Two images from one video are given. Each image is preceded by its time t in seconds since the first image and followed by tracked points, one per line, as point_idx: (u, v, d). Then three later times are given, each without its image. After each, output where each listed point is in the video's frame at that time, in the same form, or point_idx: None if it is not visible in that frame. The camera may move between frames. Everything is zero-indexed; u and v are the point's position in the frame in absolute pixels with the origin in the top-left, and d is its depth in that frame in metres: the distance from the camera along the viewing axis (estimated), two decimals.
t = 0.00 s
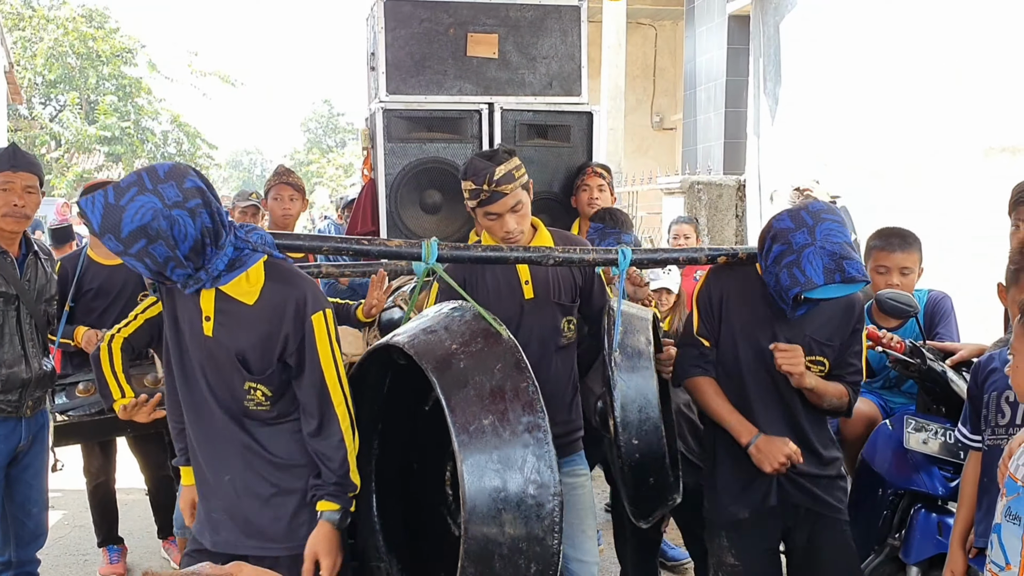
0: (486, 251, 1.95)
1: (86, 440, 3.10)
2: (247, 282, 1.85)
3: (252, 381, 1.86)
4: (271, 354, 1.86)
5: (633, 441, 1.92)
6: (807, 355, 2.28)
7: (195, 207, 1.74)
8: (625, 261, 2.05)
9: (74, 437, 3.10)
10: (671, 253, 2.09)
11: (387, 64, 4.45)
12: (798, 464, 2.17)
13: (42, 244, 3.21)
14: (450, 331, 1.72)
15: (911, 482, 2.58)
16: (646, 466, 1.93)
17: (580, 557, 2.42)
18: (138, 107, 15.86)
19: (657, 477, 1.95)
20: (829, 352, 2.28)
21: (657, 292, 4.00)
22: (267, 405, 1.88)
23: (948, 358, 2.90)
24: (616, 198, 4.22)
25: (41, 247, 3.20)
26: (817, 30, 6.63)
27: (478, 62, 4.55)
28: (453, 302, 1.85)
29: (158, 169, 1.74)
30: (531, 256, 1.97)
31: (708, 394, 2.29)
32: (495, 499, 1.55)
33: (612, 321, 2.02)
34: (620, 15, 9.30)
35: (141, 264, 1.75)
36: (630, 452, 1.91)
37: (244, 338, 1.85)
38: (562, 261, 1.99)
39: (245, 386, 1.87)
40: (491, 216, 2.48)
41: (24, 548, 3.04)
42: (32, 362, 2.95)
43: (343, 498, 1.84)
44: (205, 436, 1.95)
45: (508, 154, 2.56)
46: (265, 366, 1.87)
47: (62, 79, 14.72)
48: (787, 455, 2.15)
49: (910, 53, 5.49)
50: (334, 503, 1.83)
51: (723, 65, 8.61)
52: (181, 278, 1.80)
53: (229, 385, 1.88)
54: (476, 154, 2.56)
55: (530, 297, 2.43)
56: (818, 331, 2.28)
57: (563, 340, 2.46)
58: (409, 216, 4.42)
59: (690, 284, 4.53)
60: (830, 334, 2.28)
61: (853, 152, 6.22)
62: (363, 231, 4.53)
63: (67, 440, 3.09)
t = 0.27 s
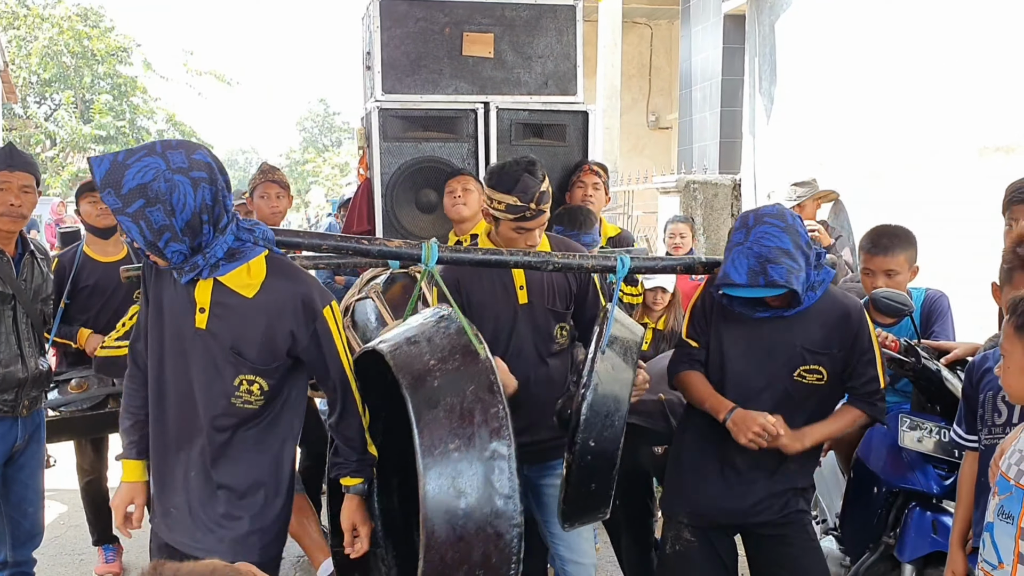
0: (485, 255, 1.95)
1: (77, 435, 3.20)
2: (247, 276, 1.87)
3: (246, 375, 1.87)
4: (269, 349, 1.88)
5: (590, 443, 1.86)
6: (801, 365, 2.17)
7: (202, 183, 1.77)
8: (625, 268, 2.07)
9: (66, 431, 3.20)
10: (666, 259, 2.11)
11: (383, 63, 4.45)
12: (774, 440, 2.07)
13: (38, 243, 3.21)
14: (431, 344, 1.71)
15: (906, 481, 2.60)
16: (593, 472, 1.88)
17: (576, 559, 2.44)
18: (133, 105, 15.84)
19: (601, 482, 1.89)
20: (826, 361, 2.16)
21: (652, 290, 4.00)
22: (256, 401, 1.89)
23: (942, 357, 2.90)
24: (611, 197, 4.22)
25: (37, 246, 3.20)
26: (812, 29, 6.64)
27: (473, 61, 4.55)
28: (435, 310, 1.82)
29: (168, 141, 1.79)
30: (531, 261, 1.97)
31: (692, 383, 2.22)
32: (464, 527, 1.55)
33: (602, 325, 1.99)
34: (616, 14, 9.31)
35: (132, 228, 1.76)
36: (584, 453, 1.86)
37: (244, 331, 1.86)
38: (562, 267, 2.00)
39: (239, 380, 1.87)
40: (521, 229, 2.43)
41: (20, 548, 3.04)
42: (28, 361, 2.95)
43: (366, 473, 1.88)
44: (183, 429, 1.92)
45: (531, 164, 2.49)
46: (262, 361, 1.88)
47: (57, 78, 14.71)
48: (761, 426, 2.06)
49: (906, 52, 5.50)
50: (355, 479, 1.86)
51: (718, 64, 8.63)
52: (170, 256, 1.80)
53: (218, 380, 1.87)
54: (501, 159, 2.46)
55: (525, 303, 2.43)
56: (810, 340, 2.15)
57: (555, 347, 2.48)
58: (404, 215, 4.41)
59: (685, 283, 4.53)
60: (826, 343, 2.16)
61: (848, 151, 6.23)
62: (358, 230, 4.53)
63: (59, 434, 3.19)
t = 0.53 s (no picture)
0: (489, 246, 1.96)
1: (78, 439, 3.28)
2: (252, 267, 1.89)
3: (243, 365, 1.87)
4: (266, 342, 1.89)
5: (628, 443, 2.08)
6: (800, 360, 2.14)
7: (235, 169, 1.85)
8: (630, 259, 2.10)
9: (66, 435, 3.27)
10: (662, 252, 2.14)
11: (381, 63, 4.45)
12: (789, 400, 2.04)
13: (37, 243, 3.22)
14: (418, 352, 1.75)
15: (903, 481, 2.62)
16: (638, 469, 2.09)
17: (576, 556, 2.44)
18: (131, 105, 15.84)
19: (648, 482, 2.10)
20: (824, 358, 2.12)
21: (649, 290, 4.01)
22: (250, 394, 1.89)
23: (940, 356, 2.91)
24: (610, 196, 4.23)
25: (37, 246, 3.20)
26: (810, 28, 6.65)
27: (472, 61, 4.56)
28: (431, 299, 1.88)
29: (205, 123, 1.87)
30: (536, 253, 1.99)
31: (703, 365, 2.23)
32: (419, 545, 1.63)
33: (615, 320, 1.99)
34: (614, 14, 9.31)
35: (163, 186, 1.79)
36: (625, 452, 2.07)
37: (243, 322, 1.87)
38: (566, 259, 2.03)
39: (235, 371, 1.87)
40: (551, 230, 2.48)
41: (19, 548, 3.04)
42: (27, 361, 2.95)
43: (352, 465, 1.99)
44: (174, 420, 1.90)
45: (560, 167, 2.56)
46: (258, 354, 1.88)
47: (55, 78, 14.68)
48: (772, 388, 2.03)
49: (903, 51, 5.51)
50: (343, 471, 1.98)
51: (716, 63, 8.63)
52: (188, 227, 1.82)
53: (214, 370, 1.86)
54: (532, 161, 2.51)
55: (532, 304, 2.43)
56: (807, 338, 2.12)
57: (559, 348, 2.49)
58: (403, 214, 4.42)
59: (684, 282, 4.54)
60: (826, 340, 2.12)
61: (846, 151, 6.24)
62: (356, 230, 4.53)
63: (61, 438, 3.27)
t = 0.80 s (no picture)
0: (491, 237, 1.94)
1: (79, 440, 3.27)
2: (246, 259, 1.87)
3: (230, 359, 1.87)
4: (253, 337, 1.86)
5: (688, 430, 1.81)
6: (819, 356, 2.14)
7: (260, 172, 1.92)
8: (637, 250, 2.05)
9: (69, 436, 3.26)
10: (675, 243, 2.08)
11: (380, 63, 4.45)
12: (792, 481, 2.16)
13: (37, 244, 3.22)
14: (411, 349, 1.67)
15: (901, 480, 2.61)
16: (698, 456, 1.81)
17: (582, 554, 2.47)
18: (130, 106, 15.87)
19: (706, 467, 1.84)
20: (841, 353, 2.12)
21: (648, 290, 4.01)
22: (240, 387, 1.88)
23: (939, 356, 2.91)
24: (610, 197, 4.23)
25: (37, 247, 3.21)
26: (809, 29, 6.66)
27: (471, 61, 4.56)
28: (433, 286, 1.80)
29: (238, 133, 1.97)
30: (540, 245, 1.98)
31: (728, 387, 2.21)
32: (398, 540, 1.54)
33: (651, 311, 1.91)
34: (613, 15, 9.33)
35: (205, 157, 1.83)
36: (685, 439, 1.80)
37: (230, 314, 1.86)
38: (571, 251, 2.01)
39: (223, 363, 1.87)
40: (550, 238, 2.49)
41: (18, 548, 3.04)
42: (26, 362, 2.96)
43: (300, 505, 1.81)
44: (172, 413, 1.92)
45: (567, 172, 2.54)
46: (245, 348, 1.87)
47: (54, 78, 14.69)
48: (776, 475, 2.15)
49: (901, 52, 5.52)
50: (291, 513, 1.81)
51: (715, 64, 8.64)
52: (212, 206, 1.84)
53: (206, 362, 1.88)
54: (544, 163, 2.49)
55: (540, 303, 2.44)
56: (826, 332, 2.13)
57: (567, 342, 2.51)
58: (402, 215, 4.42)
59: (683, 283, 4.54)
60: (839, 334, 2.12)
61: (844, 152, 6.24)
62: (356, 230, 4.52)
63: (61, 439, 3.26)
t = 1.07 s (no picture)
0: (487, 253, 1.99)
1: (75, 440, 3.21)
2: (234, 270, 1.88)
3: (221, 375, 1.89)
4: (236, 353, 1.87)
5: (678, 440, 1.83)
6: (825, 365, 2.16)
7: (269, 209, 1.96)
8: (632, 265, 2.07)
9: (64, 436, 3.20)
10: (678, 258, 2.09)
11: (380, 64, 4.45)
12: (784, 510, 2.16)
13: (37, 245, 3.22)
14: (406, 361, 1.78)
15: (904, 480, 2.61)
16: (694, 464, 1.83)
17: (584, 556, 2.43)
18: (129, 106, 15.87)
19: (705, 476, 1.84)
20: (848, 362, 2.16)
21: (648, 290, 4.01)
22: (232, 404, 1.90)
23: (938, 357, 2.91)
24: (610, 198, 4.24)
25: (37, 248, 3.20)
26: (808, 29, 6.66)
27: (470, 62, 4.56)
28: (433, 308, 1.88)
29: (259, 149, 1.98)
30: (536, 260, 2.00)
31: (724, 410, 2.24)
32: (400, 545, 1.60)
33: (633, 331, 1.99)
34: (613, 15, 9.33)
35: (226, 196, 1.87)
36: (676, 450, 1.82)
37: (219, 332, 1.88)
38: (566, 266, 2.02)
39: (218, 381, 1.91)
40: (529, 236, 2.44)
41: (18, 549, 3.04)
42: (26, 363, 2.95)
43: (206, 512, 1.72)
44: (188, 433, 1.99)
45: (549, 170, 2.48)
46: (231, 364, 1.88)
47: (53, 79, 14.68)
48: (767, 497, 2.15)
49: (900, 53, 5.52)
50: (199, 517, 1.71)
51: (714, 64, 8.65)
52: (216, 234, 1.88)
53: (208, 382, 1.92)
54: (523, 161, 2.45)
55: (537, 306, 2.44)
56: (832, 340, 2.16)
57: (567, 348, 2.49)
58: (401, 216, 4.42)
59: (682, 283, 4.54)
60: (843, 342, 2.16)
61: (844, 152, 6.24)
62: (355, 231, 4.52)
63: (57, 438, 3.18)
